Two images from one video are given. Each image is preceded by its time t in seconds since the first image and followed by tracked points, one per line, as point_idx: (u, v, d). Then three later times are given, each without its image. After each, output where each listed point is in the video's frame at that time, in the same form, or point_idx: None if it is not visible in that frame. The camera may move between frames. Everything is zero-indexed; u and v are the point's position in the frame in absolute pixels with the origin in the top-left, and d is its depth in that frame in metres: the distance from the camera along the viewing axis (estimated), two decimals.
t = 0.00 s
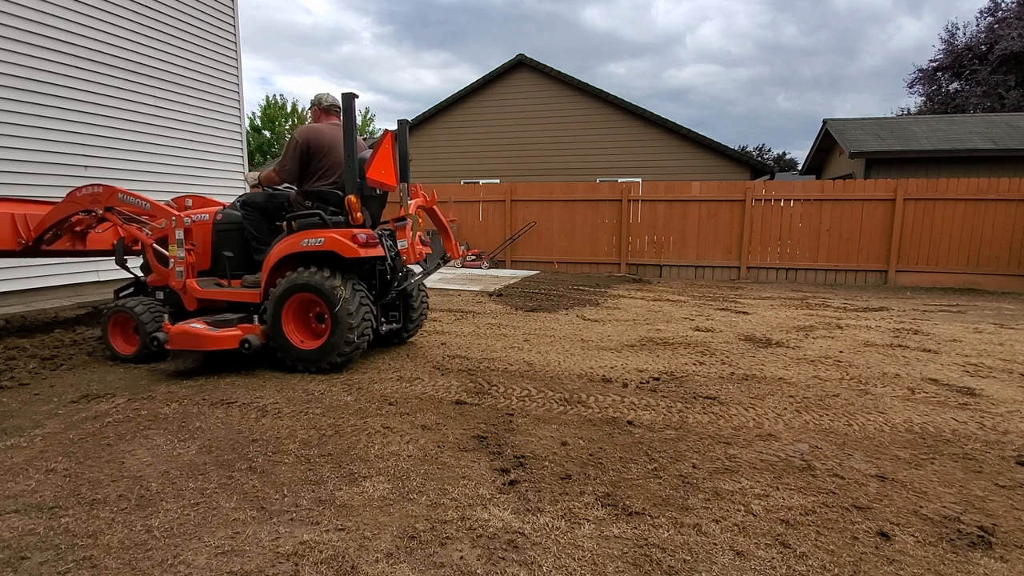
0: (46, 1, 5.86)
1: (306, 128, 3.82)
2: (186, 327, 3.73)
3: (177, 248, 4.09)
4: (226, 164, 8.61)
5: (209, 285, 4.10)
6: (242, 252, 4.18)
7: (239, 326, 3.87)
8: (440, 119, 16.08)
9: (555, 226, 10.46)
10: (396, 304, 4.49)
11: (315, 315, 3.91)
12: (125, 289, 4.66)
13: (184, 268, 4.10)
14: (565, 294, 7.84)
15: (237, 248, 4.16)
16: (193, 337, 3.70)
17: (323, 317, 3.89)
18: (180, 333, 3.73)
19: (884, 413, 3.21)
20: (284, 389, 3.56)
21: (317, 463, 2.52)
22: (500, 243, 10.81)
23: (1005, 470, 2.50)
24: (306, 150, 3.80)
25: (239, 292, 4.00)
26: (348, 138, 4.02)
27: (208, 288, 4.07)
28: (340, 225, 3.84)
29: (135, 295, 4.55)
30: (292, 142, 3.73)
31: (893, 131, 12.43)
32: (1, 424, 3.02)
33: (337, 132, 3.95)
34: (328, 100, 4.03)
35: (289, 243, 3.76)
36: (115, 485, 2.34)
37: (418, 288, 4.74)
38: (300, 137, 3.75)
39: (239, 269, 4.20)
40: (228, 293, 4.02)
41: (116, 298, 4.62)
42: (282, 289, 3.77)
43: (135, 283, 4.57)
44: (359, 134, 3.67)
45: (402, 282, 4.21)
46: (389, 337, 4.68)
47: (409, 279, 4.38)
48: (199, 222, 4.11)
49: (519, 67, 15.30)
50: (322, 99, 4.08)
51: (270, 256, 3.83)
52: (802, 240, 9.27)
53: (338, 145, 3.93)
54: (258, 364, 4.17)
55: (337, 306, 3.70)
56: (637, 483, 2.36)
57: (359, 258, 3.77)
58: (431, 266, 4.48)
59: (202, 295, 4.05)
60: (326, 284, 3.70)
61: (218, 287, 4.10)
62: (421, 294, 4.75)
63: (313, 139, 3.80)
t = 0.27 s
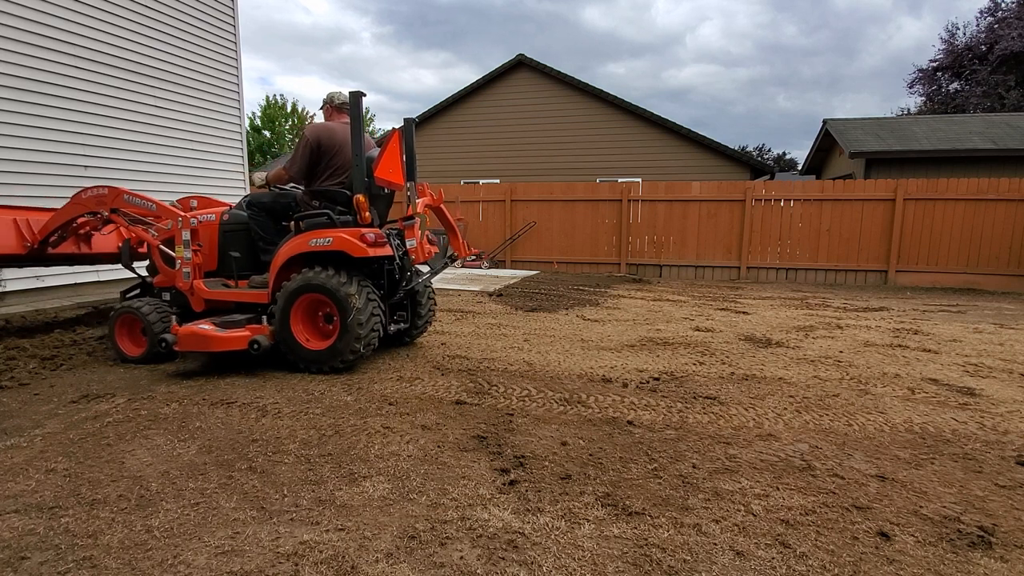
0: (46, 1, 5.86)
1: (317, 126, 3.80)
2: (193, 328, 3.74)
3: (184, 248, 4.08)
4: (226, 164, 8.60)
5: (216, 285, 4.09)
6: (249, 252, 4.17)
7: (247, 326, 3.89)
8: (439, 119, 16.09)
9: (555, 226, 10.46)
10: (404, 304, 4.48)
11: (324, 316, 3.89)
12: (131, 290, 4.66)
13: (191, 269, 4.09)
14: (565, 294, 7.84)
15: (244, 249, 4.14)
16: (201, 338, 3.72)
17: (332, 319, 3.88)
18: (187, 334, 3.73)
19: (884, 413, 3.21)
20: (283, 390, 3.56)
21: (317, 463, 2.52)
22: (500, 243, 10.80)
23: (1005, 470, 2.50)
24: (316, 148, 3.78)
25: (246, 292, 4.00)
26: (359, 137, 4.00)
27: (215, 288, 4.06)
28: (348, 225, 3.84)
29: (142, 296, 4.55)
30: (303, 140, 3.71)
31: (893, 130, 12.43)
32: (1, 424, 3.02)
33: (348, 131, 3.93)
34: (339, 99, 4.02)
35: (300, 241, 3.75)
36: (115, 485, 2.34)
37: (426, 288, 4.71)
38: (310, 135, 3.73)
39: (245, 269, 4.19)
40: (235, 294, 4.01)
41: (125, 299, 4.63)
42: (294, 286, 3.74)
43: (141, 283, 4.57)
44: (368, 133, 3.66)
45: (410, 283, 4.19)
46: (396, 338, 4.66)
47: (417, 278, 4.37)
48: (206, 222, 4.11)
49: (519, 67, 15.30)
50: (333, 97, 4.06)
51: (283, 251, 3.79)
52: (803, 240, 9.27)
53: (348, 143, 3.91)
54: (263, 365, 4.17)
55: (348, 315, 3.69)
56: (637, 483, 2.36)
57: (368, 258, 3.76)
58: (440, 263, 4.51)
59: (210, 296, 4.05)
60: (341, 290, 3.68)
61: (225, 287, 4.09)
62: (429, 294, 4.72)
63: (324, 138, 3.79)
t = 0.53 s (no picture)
0: (46, 1, 5.86)
1: (323, 126, 3.79)
2: (199, 328, 3.75)
3: (189, 248, 4.09)
4: (226, 164, 8.60)
5: (221, 285, 4.10)
6: (255, 252, 4.17)
7: (253, 326, 3.89)
8: (440, 119, 16.09)
9: (555, 226, 10.46)
10: (410, 305, 4.48)
11: (330, 315, 3.89)
12: (135, 290, 4.65)
13: (196, 269, 4.11)
14: (565, 294, 7.84)
15: (249, 248, 4.15)
16: (207, 337, 3.73)
17: (339, 321, 3.88)
18: (192, 334, 3.73)
19: (884, 413, 3.21)
20: (284, 389, 3.56)
21: (317, 464, 2.52)
22: (500, 243, 10.80)
23: (1005, 470, 2.50)
24: (323, 148, 3.77)
25: (252, 292, 4.00)
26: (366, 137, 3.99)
27: (220, 288, 4.07)
28: (354, 225, 3.85)
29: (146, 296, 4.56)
30: (310, 140, 3.71)
31: (893, 130, 12.43)
32: (1, 424, 3.02)
33: (355, 131, 3.92)
34: (347, 99, 4.01)
35: (308, 239, 3.75)
36: (115, 485, 2.34)
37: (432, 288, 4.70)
38: (317, 134, 3.72)
39: (251, 269, 4.19)
40: (241, 293, 4.02)
41: (128, 299, 4.60)
42: (305, 284, 3.74)
43: (146, 283, 4.58)
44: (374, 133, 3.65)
45: (416, 283, 4.18)
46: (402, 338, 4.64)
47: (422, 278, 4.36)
48: (211, 222, 4.11)
49: (519, 67, 15.30)
50: (341, 96, 4.05)
51: (296, 247, 3.78)
52: (803, 240, 9.27)
53: (355, 144, 3.89)
54: (267, 364, 4.17)
55: (354, 321, 3.69)
56: (637, 483, 2.36)
57: (374, 258, 3.76)
58: (447, 262, 4.48)
59: (215, 296, 4.05)
60: (351, 294, 3.67)
61: (230, 287, 4.10)
62: (435, 295, 4.71)
63: (331, 138, 3.76)
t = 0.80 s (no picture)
0: (46, 1, 5.87)
1: (325, 126, 3.80)
2: (202, 329, 3.74)
3: (192, 248, 4.07)
4: (226, 164, 8.60)
5: (224, 286, 4.09)
6: (258, 253, 4.17)
7: (256, 327, 3.89)
8: (439, 119, 16.09)
9: (555, 226, 10.46)
10: (413, 305, 4.47)
11: (333, 315, 3.89)
12: (139, 291, 4.63)
13: (199, 269, 4.08)
14: (565, 294, 7.84)
15: (252, 248, 4.14)
16: (210, 338, 3.73)
17: (342, 322, 3.88)
18: (196, 334, 3.73)
19: (884, 413, 3.21)
20: (284, 390, 3.56)
21: (317, 464, 2.52)
22: (500, 243, 10.80)
23: (1005, 470, 2.50)
24: (325, 148, 3.78)
25: (256, 292, 4.00)
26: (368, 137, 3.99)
27: (224, 289, 4.07)
28: (357, 224, 3.84)
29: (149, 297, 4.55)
30: (312, 140, 3.71)
31: (893, 130, 12.43)
32: (1, 424, 3.02)
33: (357, 131, 3.92)
34: (349, 98, 4.01)
35: (312, 238, 3.74)
36: (115, 485, 2.34)
37: (435, 288, 4.68)
38: (319, 135, 3.73)
39: (254, 270, 4.19)
40: (244, 294, 4.02)
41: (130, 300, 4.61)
42: (310, 283, 3.72)
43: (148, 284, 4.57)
44: (377, 133, 3.65)
45: (419, 283, 4.19)
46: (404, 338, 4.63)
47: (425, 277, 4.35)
48: (213, 223, 4.10)
49: (519, 67, 15.30)
50: (343, 96, 4.05)
51: (301, 245, 3.76)
52: (803, 240, 9.27)
53: (357, 143, 3.90)
54: (269, 364, 4.17)
55: (358, 324, 3.69)
56: (637, 483, 2.36)
57: (377, 258, 3.75)
58: (451, 261, 4.45)
59: (218, 296, 4.05)
60: (356, 297, 3.66)
61: (234, 288, 4.09)
62: (438, 295, 4.70)
63: (332, 138, 3.77)
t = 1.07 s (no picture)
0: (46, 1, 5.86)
1: (326, 127, 3.79)
2: (204, 328, 3.74)
3: (194, 248, 4.05)
4: (226, 164, 8.60)
5: (226, 285, 4.09)
6: (259, 252, 4.18)
7: (258, 327, 3.90)
8: (439, 119, 16.09)
9: (555, 226, 10.46)
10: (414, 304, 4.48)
11: (335, 315, 3.89)
12: (139, 290, 4.62)
13: (200, 269, 4.06)
14: (565, 294, 7.84)
15: (254, 249, 4.15)
16: (212, 337, 3.73)
17: (344, 323, 3.88)
18: (197, 334, 3.73)
19: (884, 413, 3.21)
20: (284, 390, 3.56)
21: (317, 463, 2.52)
22: (500, 242, 10.80)
23: (1005, 470, 2.50)
24: (326, 149, 3.78)
25: (258, 292, 4.00)
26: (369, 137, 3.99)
27: (225, 289, 4.06)
28: (359, 225, 3.84)
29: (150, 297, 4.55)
30: (313, 141, 3.71)
31: (893, 130, 12.43)
32: (1, 424, 3.02)
33: (357, 131, 3.92)
34: (349, 99, 4.01)
35: (316, 238, 3.74)
36: (115, 485, 2.34)
37: (436, 288, 4.68)
38: (319, 135, 3.73)
39: (255, 269, 4.20)
40: (246, 293, 4.02)
41: (132, 299, 4.61)
42: (314, 282, 3.72)
43: (149, 283, 4.56)
44: (379, 134, 3.65)
45: (420, 283, 4.20)
46: (405, 338, 4.64)
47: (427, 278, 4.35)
48: (215, 222, 4.10)
49: (519, 66, 15.30)
50: (343, 96, 4.05)
51: (305, 244, 3.76)
52: (803, 240, 9.27)
53: (358, 143, 3.90)
54: (270, 364, 4.17)
55: (361, 327, 3.70)
56: (637, 483, 2.36)
57: (379, 258, 3.75)
58: (452, 263, 4.47)
59: (219, 296, 4.04)
60: (359, 299, 3.67)
61: (235, 287, 4.10)
62: (439, 295, 4.70)
63: (333, 139, 3.77)
